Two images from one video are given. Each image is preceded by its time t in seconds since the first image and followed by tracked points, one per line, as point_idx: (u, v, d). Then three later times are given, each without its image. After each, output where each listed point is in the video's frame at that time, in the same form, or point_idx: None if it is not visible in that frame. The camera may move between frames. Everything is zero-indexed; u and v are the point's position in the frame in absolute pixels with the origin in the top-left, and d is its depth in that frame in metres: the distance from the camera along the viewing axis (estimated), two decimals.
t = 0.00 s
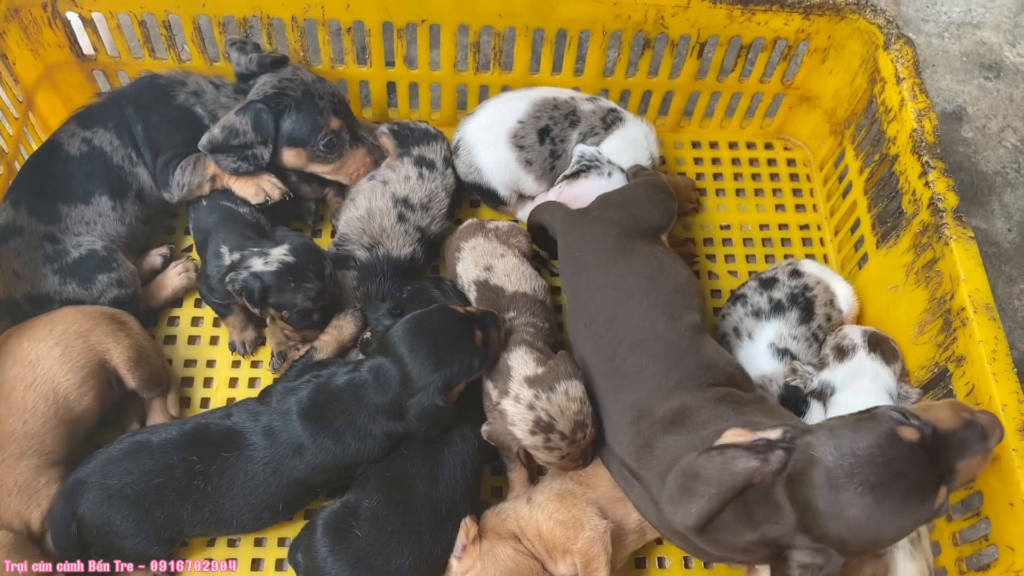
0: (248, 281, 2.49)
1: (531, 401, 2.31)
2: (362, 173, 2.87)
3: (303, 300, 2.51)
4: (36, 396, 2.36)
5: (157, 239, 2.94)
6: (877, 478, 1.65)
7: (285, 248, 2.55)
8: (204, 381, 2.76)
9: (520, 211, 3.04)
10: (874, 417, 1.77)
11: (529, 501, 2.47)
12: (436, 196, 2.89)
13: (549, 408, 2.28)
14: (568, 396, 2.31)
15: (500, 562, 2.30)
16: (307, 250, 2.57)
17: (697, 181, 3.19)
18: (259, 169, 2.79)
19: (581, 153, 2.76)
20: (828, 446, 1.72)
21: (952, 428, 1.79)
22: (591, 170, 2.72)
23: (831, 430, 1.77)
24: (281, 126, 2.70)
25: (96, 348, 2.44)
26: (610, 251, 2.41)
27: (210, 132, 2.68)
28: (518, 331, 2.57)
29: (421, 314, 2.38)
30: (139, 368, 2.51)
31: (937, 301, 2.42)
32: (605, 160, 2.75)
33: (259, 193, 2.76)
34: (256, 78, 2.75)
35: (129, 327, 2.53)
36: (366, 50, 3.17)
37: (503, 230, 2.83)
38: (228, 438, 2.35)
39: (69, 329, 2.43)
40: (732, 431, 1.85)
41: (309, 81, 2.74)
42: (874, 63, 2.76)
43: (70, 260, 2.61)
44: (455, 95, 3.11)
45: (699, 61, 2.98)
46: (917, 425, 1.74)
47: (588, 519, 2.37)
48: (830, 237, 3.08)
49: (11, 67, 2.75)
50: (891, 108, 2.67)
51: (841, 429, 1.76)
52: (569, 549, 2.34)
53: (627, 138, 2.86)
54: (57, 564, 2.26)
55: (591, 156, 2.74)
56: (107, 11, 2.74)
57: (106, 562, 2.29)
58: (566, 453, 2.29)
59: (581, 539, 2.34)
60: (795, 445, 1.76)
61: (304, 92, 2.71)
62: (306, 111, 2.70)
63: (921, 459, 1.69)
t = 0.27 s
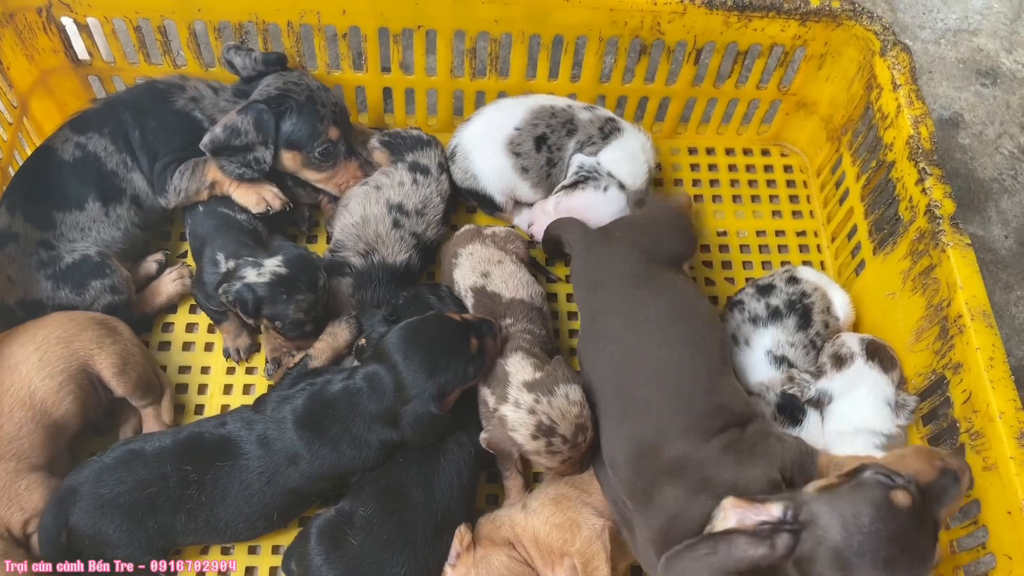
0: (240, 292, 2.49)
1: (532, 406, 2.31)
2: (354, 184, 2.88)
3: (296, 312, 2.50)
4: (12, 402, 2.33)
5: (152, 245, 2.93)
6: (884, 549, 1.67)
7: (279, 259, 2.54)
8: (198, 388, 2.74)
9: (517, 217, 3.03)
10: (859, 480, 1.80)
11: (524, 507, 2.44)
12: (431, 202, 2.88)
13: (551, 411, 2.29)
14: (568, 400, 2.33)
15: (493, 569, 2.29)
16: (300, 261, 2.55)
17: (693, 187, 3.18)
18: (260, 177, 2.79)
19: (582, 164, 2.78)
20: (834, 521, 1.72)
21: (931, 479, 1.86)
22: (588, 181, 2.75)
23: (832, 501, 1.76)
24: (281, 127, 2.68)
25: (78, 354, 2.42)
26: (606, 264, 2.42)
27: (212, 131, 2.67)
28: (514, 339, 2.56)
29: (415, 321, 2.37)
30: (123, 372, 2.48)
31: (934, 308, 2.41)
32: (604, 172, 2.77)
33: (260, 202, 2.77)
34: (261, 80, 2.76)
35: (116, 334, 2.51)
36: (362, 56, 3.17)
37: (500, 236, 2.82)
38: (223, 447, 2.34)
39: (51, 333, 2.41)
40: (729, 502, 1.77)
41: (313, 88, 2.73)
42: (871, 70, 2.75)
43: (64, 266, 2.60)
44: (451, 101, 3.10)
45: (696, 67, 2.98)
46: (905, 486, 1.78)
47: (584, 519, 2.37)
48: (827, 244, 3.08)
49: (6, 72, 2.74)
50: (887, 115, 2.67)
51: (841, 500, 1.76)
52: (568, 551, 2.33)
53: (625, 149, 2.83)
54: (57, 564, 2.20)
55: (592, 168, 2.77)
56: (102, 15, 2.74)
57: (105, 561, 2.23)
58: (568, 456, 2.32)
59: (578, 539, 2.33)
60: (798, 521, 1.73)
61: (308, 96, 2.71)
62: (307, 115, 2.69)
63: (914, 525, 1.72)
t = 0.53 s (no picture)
0: (233, 304, 2.51)
1: (547, 373, 2.37)
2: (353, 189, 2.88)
3: (290, 321, 2.51)
4: (3, 408, 2.33)
5: (152, 249, 2.93)
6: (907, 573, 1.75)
7: (273, 270, 2.54)
8: (197, 392, 2.74)
9: (516, 221, 3.04)
10: (875, 514, 1.85)
11: (522, 510, 2.44)
12: (430, 206, 2.87)
13: (566, 370, 2.38)
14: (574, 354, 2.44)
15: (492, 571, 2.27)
16: (294, 270, 2.56)
17: (693, 192, 3.18)
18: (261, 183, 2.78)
19: (583, 169, 2.77)
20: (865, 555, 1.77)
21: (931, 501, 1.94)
22: (589, 187, 2.74)
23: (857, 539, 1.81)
24: (281, 132, 2.69)
25: (70, 357, 2.41)
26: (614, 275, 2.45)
27: (212, 137, 2.68)
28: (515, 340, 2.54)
29: (412, 326, 2.36)
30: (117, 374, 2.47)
31: (933, 313, 2.41)
32: (606, 177, 2.76)
33: (261, 210, 2.75)
34: (259, 84, 2.76)
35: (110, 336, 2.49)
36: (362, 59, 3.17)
37: (502, 239, 2.82)
38: (222, 451, 2.33)
39: (43, 337, 2.41)
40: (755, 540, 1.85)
41: (313, 92, 2.73)
42: (871, 75, 2.76)
43: (63, 269, 2.59)
44: (451, 105, 3.10)
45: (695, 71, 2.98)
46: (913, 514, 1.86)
47: (583, 519, 2.36)
48: (826, 248, 3.08)
49: (6, 75, 2.74)
50: (887, 119, 2.67)
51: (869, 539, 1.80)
52: (567, 552, 2.31)
53: (625, 154, 2.83)
54: (57, 564, 2.19)
55: (593, 173, 2.75)
56: (102, 19, 2.74)
57: (106, 562, 2.22)
58: (599, 411, 2.36)
59: (578, 539, 2.33)
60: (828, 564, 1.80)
61: (308, 100, 2.71)
62: (307, 119, 2.69)
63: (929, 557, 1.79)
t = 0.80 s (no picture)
0: (236, 310, 2.50)
1: (560, 391, 2.33)
2: (341, 192, 2.84)
3: (292, 326, 2.51)
4: None
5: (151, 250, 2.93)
6: None
7: (273, 274, 2.53)
8: (197, 393, 2.73)
9: (517, 223, 3.04)
10: (883, 530, 1.83)
11: (521, 511, 2.43)
12: (429, 207, 2.87)
13: (576, 381, 2.34)
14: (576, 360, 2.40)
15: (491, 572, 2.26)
16: (296, 276, 2.55)
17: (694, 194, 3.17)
18: (262, 188, 2.80)
19: (589, 177, 2.82)
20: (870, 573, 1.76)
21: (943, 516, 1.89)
22: (596, 196, 2.79)
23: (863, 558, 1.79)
24: (277, 133, 2.67)
25: (63, 361, 2.39)
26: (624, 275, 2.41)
27: (209, 147, 2.67)
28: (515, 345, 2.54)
29: (410, 327, 2.36)
30: (112, 377, 2.45)
31: (935, 315, 2.40)
32: (612, 184, 2.80)
33: (263, 215, 2.77)
34: (252, 83, 2.74)
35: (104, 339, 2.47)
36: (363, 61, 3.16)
37: (503, 241, 2.81)
38: (221, 453, 2.33)
39: (37, 343, 2.40)
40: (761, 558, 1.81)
41: (309, 91, 2.72)
42: (872, 77, 2.75)
43: (64, 271, 2.59)
44: (452, 106, 3.10)
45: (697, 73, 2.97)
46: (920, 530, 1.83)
47: (582, 521, 2.36)
48: (828, 251, 3.07)
49: (7, 76, 2.73)
50: (889, 122, 2.67)
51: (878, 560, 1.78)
52: (567, 553, 2.31)
53: (627, 157, 2.85)
54: (57, 564, 2.19)
55: (598, 180, 2.80)
56: (103, 19, 2.73)
57: (106, 562, 2.22)
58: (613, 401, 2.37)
59: (577, 541, 2.32)
60: None
61: (303, 100, 2.69)
62: (301, 121, 2.67)
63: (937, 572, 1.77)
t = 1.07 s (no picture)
0: (236, 312, 2.54)
1: (554, 410, 2.31)
2: (343, 192, 2.85)
3: (292, 329, 2.54)
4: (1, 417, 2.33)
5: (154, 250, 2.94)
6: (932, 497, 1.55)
7: (274, 276, 2.55)
8: (200, 393, 2.74)
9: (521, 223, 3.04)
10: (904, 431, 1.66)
11: (524, 513, 2.43)
12: (432, 207, 2.87)
13: (570, 398, 2.30)
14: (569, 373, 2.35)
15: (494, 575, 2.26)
16: (296, 278, 2.57)
17: (696, 195, 3.18)
18: (258, 184, 2.78)
19: (592, 181, 2.78)
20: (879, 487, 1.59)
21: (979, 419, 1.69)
22: (598, 200, 2.75)
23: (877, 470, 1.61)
24: (267, 145, 2.69)
25: (64, 362, 2.40)
26: (589, 266, 2.40)
27: (202, 164, 2.73)
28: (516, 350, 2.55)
29: (411, 326, 2.36)
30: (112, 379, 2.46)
31: (938, 317, 2.40)
32: (615, 189, 2.76)
33: (258, 208, 2.73)
34: (239, 94, 2.74)
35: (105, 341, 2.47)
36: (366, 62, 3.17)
37: (506, 242, 2.82)
38: (224, 452, 2.33)
39: (39, 343, 2.41)
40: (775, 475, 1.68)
41: (296, 100, 2.71)
42: (875, 78, 2.76)
43: (68, 273, 2.58)
44: (455, 107, 3.10)
45: (700, 74, 2.98)
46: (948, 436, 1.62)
47: (586, 525, 2.36)
48: (830, 252, 3.08)
49: (11, 76, 2.74)
50: (891, 124, 2.67)
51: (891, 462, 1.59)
52: (568, 557, 2.31)
53: (630, 161, 2.83)
54: (57, 564, 2.18)
55: (602, 185, 2.76)
56: (107, 20, 2.74)
57: (106, 562, 2.22)
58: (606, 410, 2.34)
59: (579, 545, 2.32)
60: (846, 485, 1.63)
61: (289, 111, 2.68)
62: (288, 133, 2.68)
63: (965, 472, 1.58)
